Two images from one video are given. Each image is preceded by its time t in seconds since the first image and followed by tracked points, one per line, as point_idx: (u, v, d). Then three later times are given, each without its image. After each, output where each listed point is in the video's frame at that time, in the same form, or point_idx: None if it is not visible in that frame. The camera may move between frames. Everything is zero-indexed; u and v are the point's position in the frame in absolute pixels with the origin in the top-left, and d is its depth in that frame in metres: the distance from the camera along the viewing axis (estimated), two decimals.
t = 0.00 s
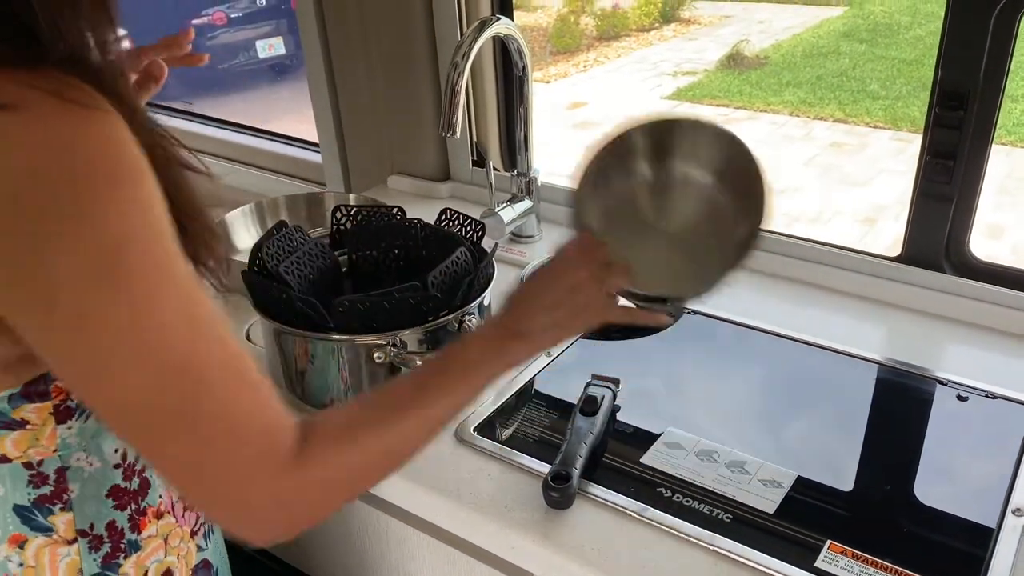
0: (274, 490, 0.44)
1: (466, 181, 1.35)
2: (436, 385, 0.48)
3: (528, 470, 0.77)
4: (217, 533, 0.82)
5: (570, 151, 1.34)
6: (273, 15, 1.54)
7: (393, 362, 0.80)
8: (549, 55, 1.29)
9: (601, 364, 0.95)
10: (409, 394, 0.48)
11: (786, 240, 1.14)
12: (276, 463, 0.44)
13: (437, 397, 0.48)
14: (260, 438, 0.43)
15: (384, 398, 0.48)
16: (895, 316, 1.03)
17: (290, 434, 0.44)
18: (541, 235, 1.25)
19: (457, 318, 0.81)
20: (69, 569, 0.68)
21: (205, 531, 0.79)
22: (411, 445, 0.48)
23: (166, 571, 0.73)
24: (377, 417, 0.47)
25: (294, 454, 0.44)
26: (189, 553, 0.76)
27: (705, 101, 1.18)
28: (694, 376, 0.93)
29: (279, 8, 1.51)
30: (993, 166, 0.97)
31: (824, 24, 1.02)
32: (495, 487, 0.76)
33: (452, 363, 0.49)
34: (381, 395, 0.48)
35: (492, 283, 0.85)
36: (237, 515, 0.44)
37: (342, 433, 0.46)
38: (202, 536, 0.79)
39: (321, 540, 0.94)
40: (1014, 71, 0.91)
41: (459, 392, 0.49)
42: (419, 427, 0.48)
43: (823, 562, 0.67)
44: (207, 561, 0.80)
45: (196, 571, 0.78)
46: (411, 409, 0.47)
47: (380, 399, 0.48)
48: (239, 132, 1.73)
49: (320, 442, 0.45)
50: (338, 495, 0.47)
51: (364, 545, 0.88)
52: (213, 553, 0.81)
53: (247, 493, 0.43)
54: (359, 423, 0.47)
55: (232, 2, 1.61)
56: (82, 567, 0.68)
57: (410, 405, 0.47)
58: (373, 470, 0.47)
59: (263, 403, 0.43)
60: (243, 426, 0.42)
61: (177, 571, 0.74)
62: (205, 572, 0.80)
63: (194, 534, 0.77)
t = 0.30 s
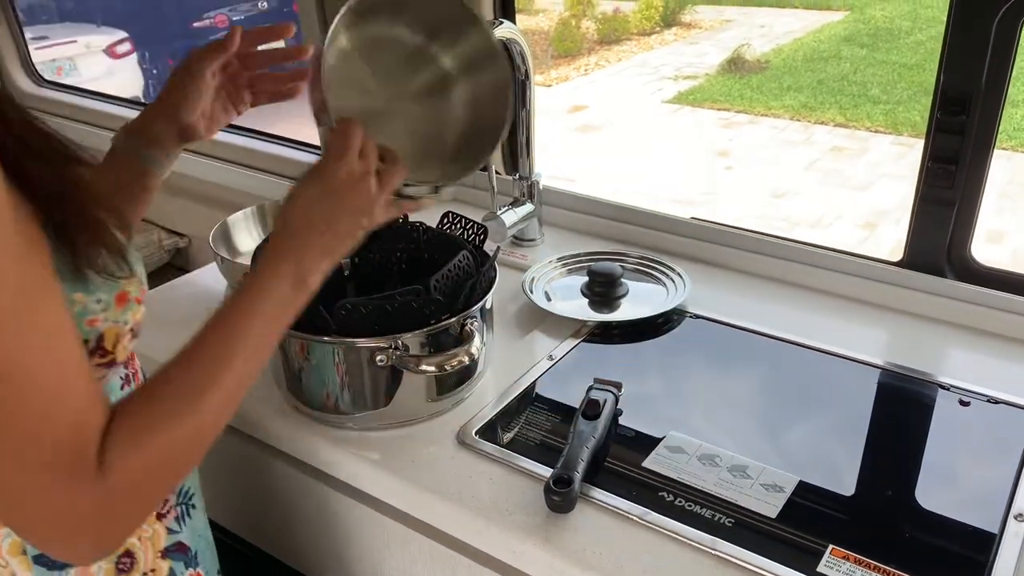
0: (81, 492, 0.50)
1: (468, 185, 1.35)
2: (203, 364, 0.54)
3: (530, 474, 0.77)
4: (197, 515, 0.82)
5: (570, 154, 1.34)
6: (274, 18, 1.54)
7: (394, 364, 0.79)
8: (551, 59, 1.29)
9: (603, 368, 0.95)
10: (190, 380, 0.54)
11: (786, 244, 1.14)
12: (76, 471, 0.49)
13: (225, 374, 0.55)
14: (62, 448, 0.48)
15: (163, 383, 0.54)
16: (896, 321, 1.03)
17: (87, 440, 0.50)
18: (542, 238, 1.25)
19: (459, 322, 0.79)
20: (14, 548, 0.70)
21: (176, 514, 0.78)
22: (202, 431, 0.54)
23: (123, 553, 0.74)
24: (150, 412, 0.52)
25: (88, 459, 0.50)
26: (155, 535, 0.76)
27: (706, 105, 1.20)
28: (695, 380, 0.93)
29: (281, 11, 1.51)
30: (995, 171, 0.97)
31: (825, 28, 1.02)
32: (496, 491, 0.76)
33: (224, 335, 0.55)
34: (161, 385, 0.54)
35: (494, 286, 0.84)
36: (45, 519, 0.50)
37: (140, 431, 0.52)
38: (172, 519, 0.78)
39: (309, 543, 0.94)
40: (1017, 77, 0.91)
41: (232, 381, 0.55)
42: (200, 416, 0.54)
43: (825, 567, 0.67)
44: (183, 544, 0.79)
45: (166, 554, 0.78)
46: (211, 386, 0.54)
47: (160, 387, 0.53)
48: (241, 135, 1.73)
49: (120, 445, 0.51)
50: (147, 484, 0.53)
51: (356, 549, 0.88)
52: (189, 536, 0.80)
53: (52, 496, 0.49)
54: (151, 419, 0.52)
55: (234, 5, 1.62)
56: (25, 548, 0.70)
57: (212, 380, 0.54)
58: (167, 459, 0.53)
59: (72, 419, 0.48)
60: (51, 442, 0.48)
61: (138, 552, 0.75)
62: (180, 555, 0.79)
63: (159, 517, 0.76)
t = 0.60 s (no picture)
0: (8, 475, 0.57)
1: (471, 187, 1.35)
2: (128, 366, 0.60)
3: (532, 477, 0.77)
4: (158, 497, 0.85)
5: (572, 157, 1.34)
6: (276, 20, 1.54)
7: (397, 366, 0.79)
8: (552, 62, 1.30)
9: (606, 371, 0.95)
10: (116, 380, 0.60)
11: (788, 248, 1.14)
12: None
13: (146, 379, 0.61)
14: None
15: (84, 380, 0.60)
16: (898, 325, 1.03)
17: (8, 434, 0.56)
18: (545, 240, 1.25)
19: (463, 324, 0.79)
20: None
21: (133, 496, 0.82)
22: (127, 424, 0.61)
23: (72, 532, 0.77)
24: (74, 406, 0.59)
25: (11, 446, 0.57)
26: (107, 516, 0.80)
27: (707, 109, 1.19)
28: (698, 384, 0.93)
29: (282, 12, 1.51)
30: (999, 175, 0.97)
31: (826, 32, 1.02)
32: (500, 495, 0.75)
33: (151, 341, 0.61)
34: (88, 380, 0.60)
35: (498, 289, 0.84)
36: None
37: (63, 425, 0.58)
38: (128, 501, 0.82)
39: (293, 537, 0.95)
40: (1021, 81, 0.91)
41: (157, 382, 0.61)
42: (122, 414, 0.60)
43: (829, 571, 0.67)
44: (139, 525, 0.83)
45: (120, 534, 0.81)
46: (132, 389, 0.60)
47: (86, 383, 0.60)
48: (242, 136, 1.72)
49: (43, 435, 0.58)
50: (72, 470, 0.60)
51: (352, 550, 0.89)
52: (147, 518, 0.84)
53: None
54: (74, 414, 0.59)
55: (237, 6, 1.62)
56: None
57: (135, 383, 0.60)
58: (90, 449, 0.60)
59: None
60: None
61: (89, 532, 0.78)
62: (136, 536, 0.82)
63: (113, 499, 0.80)
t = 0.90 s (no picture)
0: None
1: (472, 188, 1.35)
2: (129, 356, 0.64)
3: (533, 477, 0.77)
4: (140, 485, 0.86)
5: (574, 158, 1.34)
6: (277, 21, 1.54)
7: (399, 367, 0.79)
8: (553, 63, 1.30)
9: (607, 372, 0.95)
10: (114, 368, 0.63)
11: (789, 249, 1.14)
12: None
13: (144, 370, 0.64)
14: None
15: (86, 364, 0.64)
16: (900, 326, 1.03)
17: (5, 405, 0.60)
18: (546, 241, 1.25)
19: (464, 325, 0.79)
20: None
21: (114, 482, 0.83)
22: (115, 414, 0.63)
23: (51, 514, 0.77)
24: (70, 387, 0.62)
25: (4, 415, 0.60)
26: (87, 501, 0.80)
27: (708, 110, 1.19)
28: (700, 384, 0.93)
29: (283, 13, 1.51)
30: (1000, 177, 0.97)
31: (828, 34, 1.02)
32: (501, 495, 0.75)
33: (155, 335, 0.65)
34: (90, 366, 0.64)
35: (501, 289, 0.85)
36: None
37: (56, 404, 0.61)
38: (108, 487, 0.82)
39: (283, 533, 0.96)
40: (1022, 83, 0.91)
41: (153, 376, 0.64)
42: (114, 402, 0.63)
43: (831, 573, 0.67)
44: (119, 511, 0.83)
45: (99, 519, 0.81)
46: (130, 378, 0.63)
47: (87, 368, 0.63)
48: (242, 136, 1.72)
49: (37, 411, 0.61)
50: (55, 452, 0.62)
51: (353, 550, 0.88)
52: (127, 504, 0.84)
53: None
54: (71, 394, 0.62)
55: (238, 7, 1.62)
56: None
57: (133, 372, 0.64)
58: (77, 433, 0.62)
59: None
60: None
61: (69, 515, 0.78)
62: (115, 521, 0.83)
63: (94, 484, 0.81)
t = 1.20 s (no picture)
0: None
1: (471, 189, 1.35)
2: (140, 341, 0.64)
3: (532, 477, 0.77)
4: (140, 482, 0.87)
5: (573, 158, 1.34)
6: (277, 21, 1.54)
7: (398, 367, 0.79)
8: (554, 63, 1.30)
9: (607, 372, 0.95)
10: (125, 346, 0.63)
11: (789, 249, 1.14)
12: None
13: (151, 355, 0.63)
14: None
15: (96, 346, 0.63)
16: (899, 326, 1.03)
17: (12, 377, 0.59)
18: (546, 241, 1.25)
19: (463, 325, 0.79)
20: None
21: (115, 477, 0.83)
22: (122, 395, 0.63)
23: (52, 506, 0.77)
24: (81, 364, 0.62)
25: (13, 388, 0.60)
26: (88, 494, 0.80)
27: (707, 110, 1.19)
28: (700, 385, 0.93)
29: (284, 13, 1.52)
30: (1000, 176, 0.96)
31: (828, 34, 1.02)
32: (501, 495, 0.75)
33: (167, 322, 0.65)
34: (101, 346, 0.63)
35: (499, 289, 0.84)
36: None
37: (64, 381, 0.61)
38: (109, 481, 0.83)
39: (281, 532, 0.96)
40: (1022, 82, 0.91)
41: (158, 363, 0.64)
42: (118, 384, 0.62)
43: (830, 572, 0.67)
44: (118, 506, 0.83)
45: (99, 513, 0.82)
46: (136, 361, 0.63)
47: (98, 348, 0.63)
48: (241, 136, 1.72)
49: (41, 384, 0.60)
50: (50, 434, 0.61)
51: (352, 550, 0.88)
52: (126, 500, 0.84)
53: None
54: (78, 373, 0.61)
55: (238, 7, 1.62)
56: None
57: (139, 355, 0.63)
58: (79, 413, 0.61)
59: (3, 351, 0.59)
60: None
61: (69, 508, 0.79)
62: (115, 516, 0.83)
63: (94, 478, 0.81)
